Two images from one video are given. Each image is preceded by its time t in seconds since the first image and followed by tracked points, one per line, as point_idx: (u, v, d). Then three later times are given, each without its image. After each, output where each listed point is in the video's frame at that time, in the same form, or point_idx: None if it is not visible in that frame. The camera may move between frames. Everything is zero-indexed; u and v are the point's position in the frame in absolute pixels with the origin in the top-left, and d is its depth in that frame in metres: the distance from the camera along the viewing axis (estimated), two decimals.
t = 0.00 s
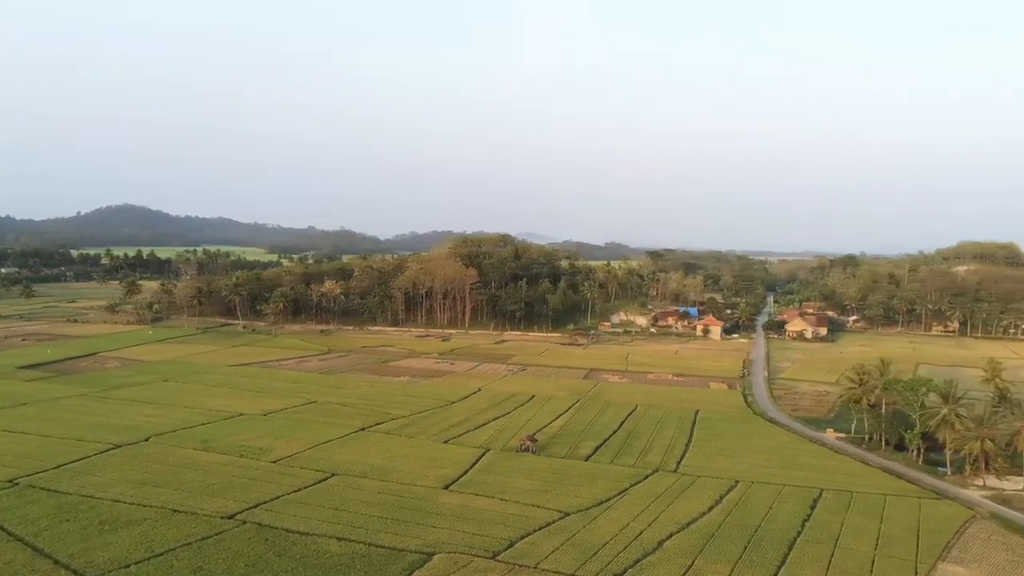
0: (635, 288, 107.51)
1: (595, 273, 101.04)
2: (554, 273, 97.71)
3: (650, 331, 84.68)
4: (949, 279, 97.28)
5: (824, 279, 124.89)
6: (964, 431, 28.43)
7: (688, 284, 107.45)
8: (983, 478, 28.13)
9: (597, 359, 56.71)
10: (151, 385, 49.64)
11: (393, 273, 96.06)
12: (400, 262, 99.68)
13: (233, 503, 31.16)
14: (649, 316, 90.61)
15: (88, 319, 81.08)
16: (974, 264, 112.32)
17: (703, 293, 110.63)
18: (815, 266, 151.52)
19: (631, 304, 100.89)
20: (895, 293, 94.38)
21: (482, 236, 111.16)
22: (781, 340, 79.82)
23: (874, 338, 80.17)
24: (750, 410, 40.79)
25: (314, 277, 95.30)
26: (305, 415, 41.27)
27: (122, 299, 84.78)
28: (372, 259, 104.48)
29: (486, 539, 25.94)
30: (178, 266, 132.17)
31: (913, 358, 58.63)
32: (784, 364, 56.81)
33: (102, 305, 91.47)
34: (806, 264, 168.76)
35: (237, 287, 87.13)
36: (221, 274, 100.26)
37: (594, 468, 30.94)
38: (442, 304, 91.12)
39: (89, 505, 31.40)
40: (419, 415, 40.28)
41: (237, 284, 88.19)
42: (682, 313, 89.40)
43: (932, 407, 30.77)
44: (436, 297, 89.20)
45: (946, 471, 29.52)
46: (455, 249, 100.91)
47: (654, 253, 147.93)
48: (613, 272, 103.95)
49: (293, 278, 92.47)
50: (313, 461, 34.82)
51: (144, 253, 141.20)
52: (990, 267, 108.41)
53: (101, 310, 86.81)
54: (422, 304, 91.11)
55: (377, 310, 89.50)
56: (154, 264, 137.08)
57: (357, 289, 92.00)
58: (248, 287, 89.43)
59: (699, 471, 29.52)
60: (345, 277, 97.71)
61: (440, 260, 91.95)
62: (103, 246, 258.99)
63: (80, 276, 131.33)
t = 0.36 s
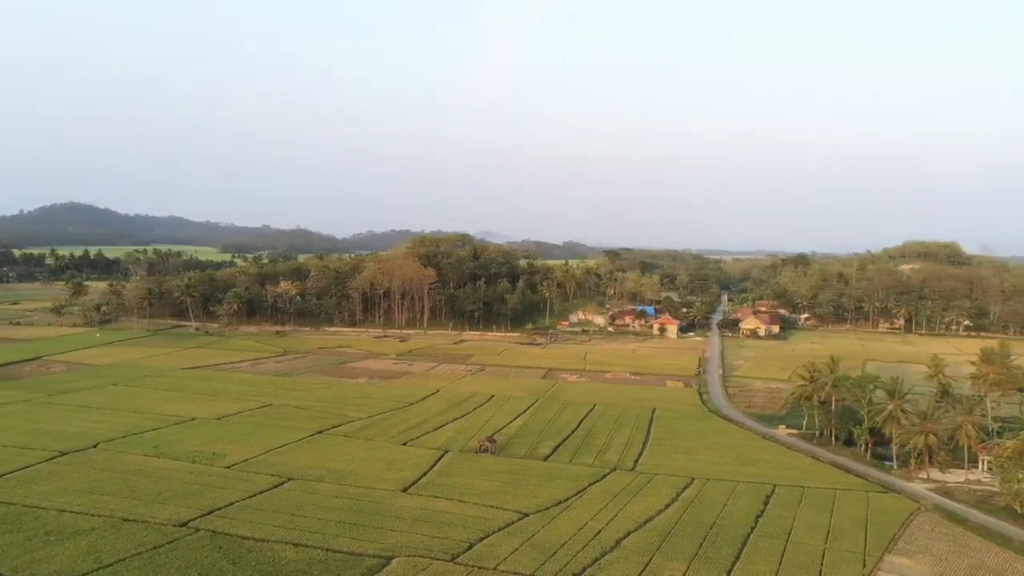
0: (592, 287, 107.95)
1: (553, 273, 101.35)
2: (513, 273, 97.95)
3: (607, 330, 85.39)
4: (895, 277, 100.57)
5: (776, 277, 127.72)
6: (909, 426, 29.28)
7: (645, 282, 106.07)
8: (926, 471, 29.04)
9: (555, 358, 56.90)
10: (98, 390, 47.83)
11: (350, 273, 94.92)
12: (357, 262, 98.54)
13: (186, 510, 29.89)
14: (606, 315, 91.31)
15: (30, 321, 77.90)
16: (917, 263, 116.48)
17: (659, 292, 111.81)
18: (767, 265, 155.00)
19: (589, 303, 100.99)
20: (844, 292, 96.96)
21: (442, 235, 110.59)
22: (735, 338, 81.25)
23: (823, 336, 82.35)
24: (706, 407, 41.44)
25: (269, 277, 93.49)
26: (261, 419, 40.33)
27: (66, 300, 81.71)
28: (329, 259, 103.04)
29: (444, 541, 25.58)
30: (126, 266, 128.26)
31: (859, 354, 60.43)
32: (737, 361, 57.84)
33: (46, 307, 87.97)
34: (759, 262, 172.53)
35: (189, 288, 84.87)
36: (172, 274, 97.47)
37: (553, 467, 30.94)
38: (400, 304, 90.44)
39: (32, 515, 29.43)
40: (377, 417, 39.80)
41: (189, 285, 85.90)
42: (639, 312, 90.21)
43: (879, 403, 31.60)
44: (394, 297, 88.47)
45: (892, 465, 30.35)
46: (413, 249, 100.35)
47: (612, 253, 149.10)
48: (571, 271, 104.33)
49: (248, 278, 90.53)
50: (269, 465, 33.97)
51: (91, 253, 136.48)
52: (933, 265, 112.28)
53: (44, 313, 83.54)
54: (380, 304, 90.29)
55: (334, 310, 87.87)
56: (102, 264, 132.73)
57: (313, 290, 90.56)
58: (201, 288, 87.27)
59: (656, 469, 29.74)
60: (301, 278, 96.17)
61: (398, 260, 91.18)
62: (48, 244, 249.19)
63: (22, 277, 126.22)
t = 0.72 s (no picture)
0: (551, 287, 105.89)
1: (512, 273, 101.34)
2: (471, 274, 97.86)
3: (565, 330, 85.84)
4: (843, 277, 103.09)
5: (730, 277, 130.02)
6: (857, 423, 29.91)
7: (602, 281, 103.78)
8: (874, 467, 29.83)
9: (514, 359, 56.86)
10: (41, 396, 45.83)
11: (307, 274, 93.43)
12: (313, 262, 97.09)
13: (136, 520, 28.55)
14: (564, 315, 91.48)
15: None
16: (864, 263, 120.02)
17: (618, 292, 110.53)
18: (722, 265, 157.78)
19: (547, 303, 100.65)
20: (795, 291, 99.23)
21: (400, 235, 109.65)
22: (690, 337, 82.21)
23: (775, 335, 84.13)
24: (662, 406, 41.83)
25: (222, 278, 91.40)
26: (215, 424, 39.28)
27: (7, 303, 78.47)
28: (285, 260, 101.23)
29: (403, 546, 25.13)
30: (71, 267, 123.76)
31: (809, 353, 61.80)
32: (693, 361, 58.59)
33: None
34: (713, 262, 175.32)
35: (139, 290, 82.38)
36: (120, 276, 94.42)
37: (512, 469, 30.87)
38: (357, 305, 89.45)
39: None
40: (333, 420, 39.21)
41: (138, 286, 83.32)
42: (597, 312, 90.52)
43: (829, 401, 32.25)
44: (350, 298, 87.44)
45: (842, 461, 31.05)
46: (371, 249, 99.36)
47: (570, 253, 149.73)
48: (530, 271, 104.21)
49: (200, 279, 88.36)
50: (223, 472, 33.03)
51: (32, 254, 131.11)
52: (880, 264, 115.94)
53: None
54: (336, 305, 89.15)
55: (289, 311, 86.23)
56: (44, 265, 127.74)
57: (268, 291, 88.85)
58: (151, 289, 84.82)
59: (614, 469, 29.88)
60: (256, 279, 94.34)
61: (355, 260, 90.00)
62: None
63: None
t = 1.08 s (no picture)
0: (510, 287, 105.68)
1: (471, 273, 101.04)
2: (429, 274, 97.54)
3: (523, 330, 85.88)
4: (795, 276, 105.27)
5: (685, 277, 131.87)
6: (808, 420, 30.55)
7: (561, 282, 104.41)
8: (825, 462, 30.53)
9: (473, 359, 56.65)
10: None
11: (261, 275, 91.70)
12: (268, 263, 95.36)
13: (83, 530, 27.12)
14: (523, 315, 91.38)
15: None
16: (814, 262, 123.07)
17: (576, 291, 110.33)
18: (678, 264, 159.80)
19: (506, 303, 100.08)
20: (749, 289, 100.95)
21: (357, 235, 108.32)
22: (647, 336, 83.05)
23: (730, 333, 85.64)
24: (620, 405, 42.14)
25: (174, 279, 89.02)
26: (167, 430, 38.12)
27: None
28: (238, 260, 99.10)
29: (361, 551, 24.56)
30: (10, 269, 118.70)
31: (762, 351, 62.90)
32: (650, 359, 59.19)
33: None
34: (669, 262, 177.26)
35: (85, 291, 79.78)
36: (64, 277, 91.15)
37: (472, 470, 30.68)
38: (314, 306, 88.18)
39: None
40: (291, 424, 38.51)
41: (84, 288, 80.60)
42: (555, 311, 90.57)
43: (782, 399, 32.88)
44: (307, 299, 86.12)
45: (794, 457, 31.69)
46: (327, 249, 97.94)
47: (528, 253, 149.89)
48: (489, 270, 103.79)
49: (150, 281, 85.94)
50: (175, 479, 31.96)
51: None
52: (829, 263, 118.96)
53: None
54: (292, 307, 87.72)
55: (243, 313, 84.56)
56: None
57: (221, 292, 86.93)
58: (98, 291, 82.18)
59: (573, 469, 29.92)
60: (208, 280, 92.18)
61: (310, 261, 88.60)
62: None
63: None
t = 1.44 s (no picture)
0: (472, 287, 105.53)
1: (433, 274, 100.55)
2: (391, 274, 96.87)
3: (486, 330, 85.69)
4: (752, 274, 107.06)
5: (645, 276, 133.21)
6: (767, 416, 31.05)
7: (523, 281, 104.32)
8: (782, 458, 31.08)
9: (436, 359, 56.42)
10: None
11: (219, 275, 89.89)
12: (226, 263, 93.52)
13: (32, 540, 25.87)
14: (486, 315, 91.17)
15: None
16: (771, 261, 125.49)
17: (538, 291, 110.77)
18: (639, 263, 161.45)
19: (468, 303, 99.83)
20: (708, 288, 102.29)
21: (318, 235, 106.83)
22: (609, 335, 83.65)
23: (690, 332, 86.73)
24: (583, 404, 42.27)
25: (128, 280, 86.69)
26: (121, 436, 37.03)
27: None
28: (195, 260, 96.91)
29: (323, 556, 24.01)
30: None
31: (721, 349, 63.90)
32: (612, 358, 59.61)
33: None
34: (631, 260, 178.80)
35: (34, 294, 77.28)
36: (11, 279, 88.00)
37: (434, 472, 30.45)
38: (273, 308, 86.79)
39: None
40: (251, 427, 37.82)
41: (32, 290, 78.00)
42: (518, 311, 90.57)
43: (741, 397, 33.35)
44: (266, 300, 84.72)
45: (753, 453, 32.19)
46: (287, 249, 96.36)
47: (491, 252, 149.67)
48: (451, 270, 103.26)
49: (103, 282, 83.60)
50: (131, 486, 30.97)
51: None
52: (786, 262, 121.47)
53: None
54: (251, 308, 86.18)
55: (201, 314, 82.87)
56: None
57: (178, 293, 84.99)
58: (48, 293, 79.64)
59: (536, 469, 29.93)
60: (164, 281, 90.01)
61: (270, 261, 87.08)
62: None
63: None
